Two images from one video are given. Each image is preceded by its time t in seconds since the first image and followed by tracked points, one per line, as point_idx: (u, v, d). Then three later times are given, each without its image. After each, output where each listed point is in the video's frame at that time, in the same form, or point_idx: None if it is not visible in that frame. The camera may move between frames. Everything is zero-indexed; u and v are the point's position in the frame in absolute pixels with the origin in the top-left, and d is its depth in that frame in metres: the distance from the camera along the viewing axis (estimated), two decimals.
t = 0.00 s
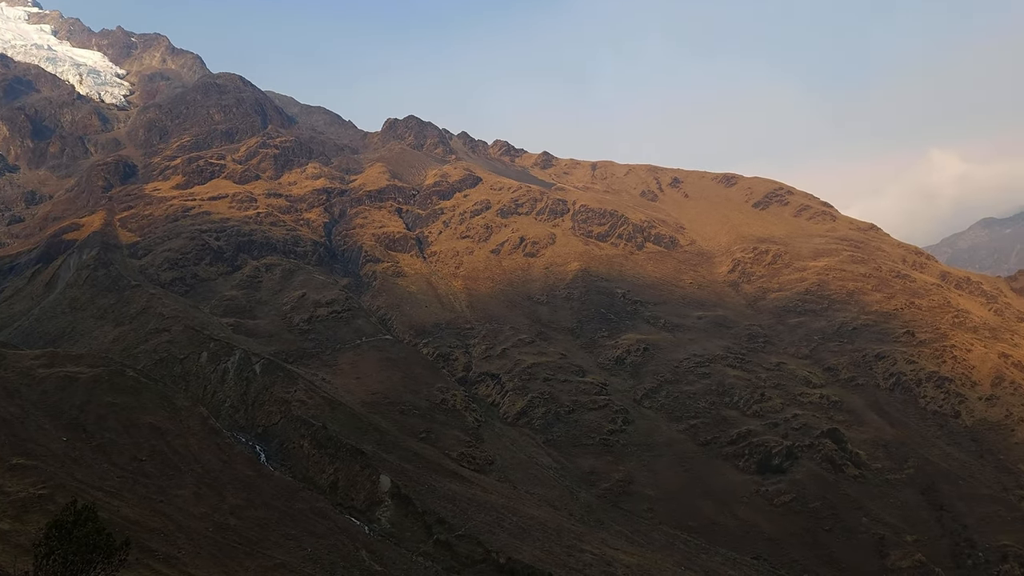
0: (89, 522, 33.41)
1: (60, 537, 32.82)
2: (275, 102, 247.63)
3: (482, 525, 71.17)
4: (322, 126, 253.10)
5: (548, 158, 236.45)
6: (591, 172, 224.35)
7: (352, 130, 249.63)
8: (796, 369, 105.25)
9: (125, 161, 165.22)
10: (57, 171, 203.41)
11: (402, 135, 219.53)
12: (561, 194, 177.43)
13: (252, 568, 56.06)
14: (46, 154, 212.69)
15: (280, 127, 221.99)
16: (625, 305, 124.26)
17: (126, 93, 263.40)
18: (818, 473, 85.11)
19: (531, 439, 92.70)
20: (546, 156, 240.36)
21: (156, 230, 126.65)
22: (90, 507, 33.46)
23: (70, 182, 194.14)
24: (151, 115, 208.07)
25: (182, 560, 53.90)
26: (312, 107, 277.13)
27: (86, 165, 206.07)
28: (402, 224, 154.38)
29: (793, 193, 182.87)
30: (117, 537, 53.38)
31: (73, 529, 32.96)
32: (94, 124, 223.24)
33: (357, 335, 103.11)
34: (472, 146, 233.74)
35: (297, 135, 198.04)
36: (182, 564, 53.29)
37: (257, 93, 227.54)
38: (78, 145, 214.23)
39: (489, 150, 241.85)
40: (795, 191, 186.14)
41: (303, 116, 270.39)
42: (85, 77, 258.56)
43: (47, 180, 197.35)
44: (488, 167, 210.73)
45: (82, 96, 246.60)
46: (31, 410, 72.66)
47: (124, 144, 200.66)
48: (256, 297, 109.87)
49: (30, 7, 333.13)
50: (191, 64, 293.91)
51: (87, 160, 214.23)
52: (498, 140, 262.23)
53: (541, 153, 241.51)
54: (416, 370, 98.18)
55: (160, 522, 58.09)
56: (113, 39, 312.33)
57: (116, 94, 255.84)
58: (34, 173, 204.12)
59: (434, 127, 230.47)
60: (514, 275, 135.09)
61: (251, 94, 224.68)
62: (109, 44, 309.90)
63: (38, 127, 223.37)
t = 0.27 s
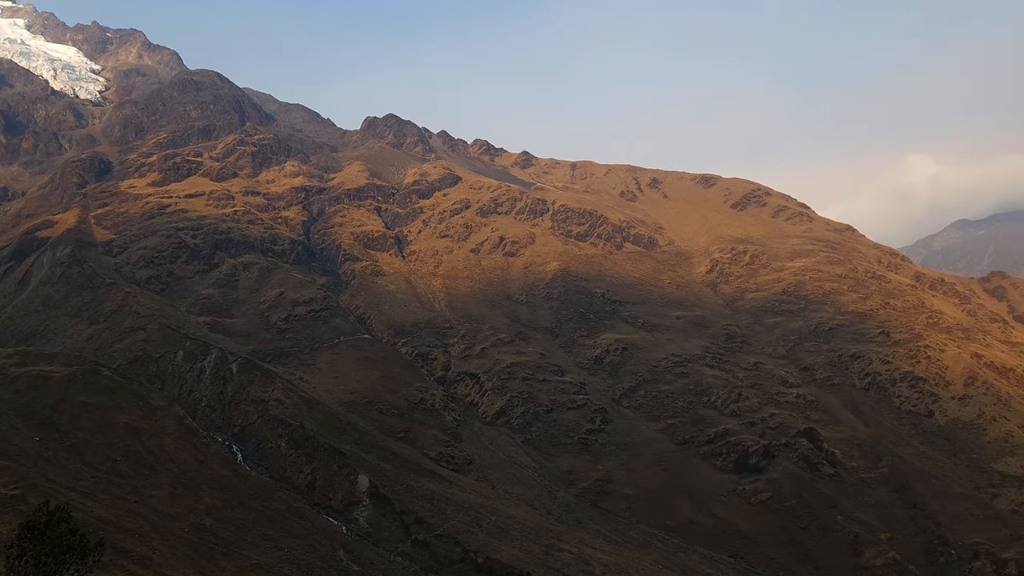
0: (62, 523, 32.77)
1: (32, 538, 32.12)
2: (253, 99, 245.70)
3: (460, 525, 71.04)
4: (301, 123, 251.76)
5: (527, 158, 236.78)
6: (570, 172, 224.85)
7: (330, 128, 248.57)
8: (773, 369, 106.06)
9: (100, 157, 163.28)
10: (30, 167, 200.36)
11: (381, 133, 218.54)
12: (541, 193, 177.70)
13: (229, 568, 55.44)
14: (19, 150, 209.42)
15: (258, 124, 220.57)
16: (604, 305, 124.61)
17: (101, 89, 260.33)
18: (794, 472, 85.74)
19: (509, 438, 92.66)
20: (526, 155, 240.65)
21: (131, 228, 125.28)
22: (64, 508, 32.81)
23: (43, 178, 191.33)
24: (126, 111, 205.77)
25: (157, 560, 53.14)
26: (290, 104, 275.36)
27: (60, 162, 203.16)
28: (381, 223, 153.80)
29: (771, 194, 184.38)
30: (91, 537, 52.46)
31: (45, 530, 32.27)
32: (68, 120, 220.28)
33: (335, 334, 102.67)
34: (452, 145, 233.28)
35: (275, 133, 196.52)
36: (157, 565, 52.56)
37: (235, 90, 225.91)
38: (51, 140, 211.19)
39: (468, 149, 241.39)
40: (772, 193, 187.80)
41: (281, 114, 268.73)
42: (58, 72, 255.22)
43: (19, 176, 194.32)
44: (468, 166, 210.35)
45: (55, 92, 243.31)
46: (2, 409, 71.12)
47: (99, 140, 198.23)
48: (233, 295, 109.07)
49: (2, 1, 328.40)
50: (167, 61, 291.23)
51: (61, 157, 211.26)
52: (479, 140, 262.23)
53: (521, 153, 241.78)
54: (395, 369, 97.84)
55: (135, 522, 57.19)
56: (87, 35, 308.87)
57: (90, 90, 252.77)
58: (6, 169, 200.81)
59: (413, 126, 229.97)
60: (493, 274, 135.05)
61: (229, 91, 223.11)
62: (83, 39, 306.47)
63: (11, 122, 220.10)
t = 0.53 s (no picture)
0: (34, 524, 33.30)
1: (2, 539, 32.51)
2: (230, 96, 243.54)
3: (438, 523, 70.85)
4: (279, 120, 250.09)
5: (507, 157, 236.81)
6: (550, 171, 225.10)
7: (309, 125, 247.21)
8: (750, 368, 106.86)
9: (74, 153, 161.21)
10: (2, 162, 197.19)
11: (360, 131, 217.48)
12: (520, 192, 177.81)
13: (204, 568, 54.79)
14: None
15: (236, 120, 218.84)
16: (583, 303, 124.85)
17: (75, 83, 257.02)
18: (771, 470, 86.38)
19: (488, 437, 92.54)
20: (506, 154, 240.65)
21: (105, 224, 123.85)
22: (35, 509, 33.45)
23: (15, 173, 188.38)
24: (101, 106, 203.24)
25: (130, 561, 52.36)
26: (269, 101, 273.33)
27: (33, 157, 200.17)
28: (360, 221, 153.06)
29: (749, 194, 185.91)
30: (62, 537, 51.52)
31: (17, 531, 32.78)
32: (42, 115, 217.19)
33: (313, 332, 102.10)
34: (432, 143, 232.63)
35: (252, 129, 194.87)
36: (130, 565, 51.80)
37: (212, 86, 223.94)
38: (24, 135, 207.99)
39: (448, 147, 240.95)
40: (749, 193, 189.31)
41: (259, 110, 266.71)
42: (31, 66, 251.74)
43: None
44: (447, 164, 209.88)
45: (28, 86, 239.77)
46: None
47: (73, 135, 195.40)
48: (209, 293, 108.17)
49: None
50: (143, 55, 288.32)
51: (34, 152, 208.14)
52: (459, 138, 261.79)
53: (501, 151, 241.74)
54: (373, 368, 97.40)
55: (108, 522, 56.25)
56: (62, 29, 305.24)
57: (64, 85, 249.52)
58: None
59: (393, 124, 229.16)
60: (472, 273, 134.89)
61: (206, 87, 221.19)
62: (57, 34, 302.80)
63: None
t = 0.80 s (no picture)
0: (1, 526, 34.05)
1: None
2: (207, 91, 240.99)
3: (416, 522, 70.72)
4: (256, 116, 247.90)
5: (486, 155, 236.57)
6: (530, 170, 225.10)
7: (287, 121, 245.30)
8: (728, 366, 107.59)
9: (46, 148, 158.88)
10: None
11: (338, 128, 216.03)
12: (500, 190, 177.72)
13: (179, 568, 54.35)
14: None
15: (213, 116, 216.62)
16: (562, 302, 125.02)
17: (47, 77, 252.96)
18: (747, 468, 87.03)
19: (467, 435, 92.41)
20: (486, 152, 240.37)
21: (79, 220, 122.19)
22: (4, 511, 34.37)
23: None
24: (75, 100, 200.19)
25: (103, 562, 51.63)
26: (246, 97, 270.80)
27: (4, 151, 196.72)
28: (339, 219, 152.13)
29: (727, 194, 187.22)
30: (33, 537, 50.57)
31: None
32: (13, 108, 213.55)
33: (291, 329, 101.45)
34: (411, 140, 231.69)
35: (229, 125, 192.98)
36: (103, 565, 51.05)
37: (188, 81, 221.55)
38: None
39: (428, 145, 240.14)
40: (728, 193, 190.67)
41: (236, 106, 264.12)
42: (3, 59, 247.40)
43: None
44: (427, 162, 209.14)
45: None
46: None
47: (46, 130, 192.30)
48: (185, 290, 107.16)
49: None
50: (118, 49, 284.57)
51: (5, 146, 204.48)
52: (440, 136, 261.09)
53: (480, 149, 241.40)
54: (351, 366, 96.92)
55: (81, 522, 55.36)
56: (34, 21, 300.64)
57: (37, 78, 245.54)
58: None
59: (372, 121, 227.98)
60: (451, 271, 134.59)
61: (182, 82, 218.73)
62: (29, 27, 298.17)
63: None
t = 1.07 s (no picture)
0: None
1: None
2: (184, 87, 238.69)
3: (394, 521, 70.33)
4: (234, 112, 245.96)
5: (466, 153, 236.45)
6: (510, 168, 225.26)
7: (265, 118, 243.61)
8: (706, 365, 108.27)
9: (19, 143, 158.16)
10: None
11: (317, 125, 214.65)
12: (480, 189, 177.74)
13: (154, 568, 52.79)
14: None
15: (190, 111, 214.66)
16: (542, 301, 125.18)
17: (21, 71, 249.32)
18: (725, 466, 87.53)
19: (446, 434, 92.16)
20: (466, 150, 240.11)
21: (53, 217, 120.58)
22: None
23: None
24: (49, 95, 197.41)
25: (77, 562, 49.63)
26: (225, 93, 268.51)
27: None
28: (318, 216, 151.24)
29: (705, 194, 188.60)
30: (4, 536, 48.50)
31: None
32: None
33: (269, 328, 100.83)
34: (391, 138, 230.88)
35: (207, 121, 191.24)
36: (77, 565, 49.17)
37: (165, 76, 219.31)
38: None
39: (408, 143, 239.41)
40: (706, 193, 192.00)
41: (214, 102, 261.76)
42: None
43: None
44: (406, 160, 208.55)
45: None
46: None
47: (19, 125, 189.53)
48: (161, 288, 106.19)
49: None
50: (93, 43, 281.22)
51: None
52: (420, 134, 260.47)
53: (461, 148, 241.14)
54: (329, 365, 96.37)
55: (54, 523, 53.08)
56: (7, 14, 296.38)
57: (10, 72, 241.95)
58: None
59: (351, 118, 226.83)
60: (431, 269, 134.35)
61: (159, 78, 216.48)
62: (2, 19, 293.95)
63: None
